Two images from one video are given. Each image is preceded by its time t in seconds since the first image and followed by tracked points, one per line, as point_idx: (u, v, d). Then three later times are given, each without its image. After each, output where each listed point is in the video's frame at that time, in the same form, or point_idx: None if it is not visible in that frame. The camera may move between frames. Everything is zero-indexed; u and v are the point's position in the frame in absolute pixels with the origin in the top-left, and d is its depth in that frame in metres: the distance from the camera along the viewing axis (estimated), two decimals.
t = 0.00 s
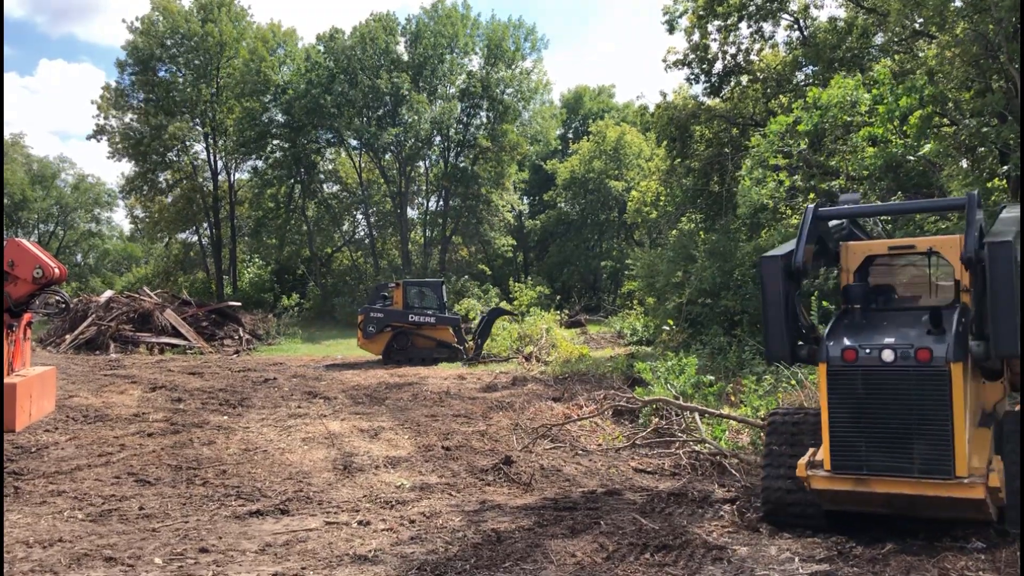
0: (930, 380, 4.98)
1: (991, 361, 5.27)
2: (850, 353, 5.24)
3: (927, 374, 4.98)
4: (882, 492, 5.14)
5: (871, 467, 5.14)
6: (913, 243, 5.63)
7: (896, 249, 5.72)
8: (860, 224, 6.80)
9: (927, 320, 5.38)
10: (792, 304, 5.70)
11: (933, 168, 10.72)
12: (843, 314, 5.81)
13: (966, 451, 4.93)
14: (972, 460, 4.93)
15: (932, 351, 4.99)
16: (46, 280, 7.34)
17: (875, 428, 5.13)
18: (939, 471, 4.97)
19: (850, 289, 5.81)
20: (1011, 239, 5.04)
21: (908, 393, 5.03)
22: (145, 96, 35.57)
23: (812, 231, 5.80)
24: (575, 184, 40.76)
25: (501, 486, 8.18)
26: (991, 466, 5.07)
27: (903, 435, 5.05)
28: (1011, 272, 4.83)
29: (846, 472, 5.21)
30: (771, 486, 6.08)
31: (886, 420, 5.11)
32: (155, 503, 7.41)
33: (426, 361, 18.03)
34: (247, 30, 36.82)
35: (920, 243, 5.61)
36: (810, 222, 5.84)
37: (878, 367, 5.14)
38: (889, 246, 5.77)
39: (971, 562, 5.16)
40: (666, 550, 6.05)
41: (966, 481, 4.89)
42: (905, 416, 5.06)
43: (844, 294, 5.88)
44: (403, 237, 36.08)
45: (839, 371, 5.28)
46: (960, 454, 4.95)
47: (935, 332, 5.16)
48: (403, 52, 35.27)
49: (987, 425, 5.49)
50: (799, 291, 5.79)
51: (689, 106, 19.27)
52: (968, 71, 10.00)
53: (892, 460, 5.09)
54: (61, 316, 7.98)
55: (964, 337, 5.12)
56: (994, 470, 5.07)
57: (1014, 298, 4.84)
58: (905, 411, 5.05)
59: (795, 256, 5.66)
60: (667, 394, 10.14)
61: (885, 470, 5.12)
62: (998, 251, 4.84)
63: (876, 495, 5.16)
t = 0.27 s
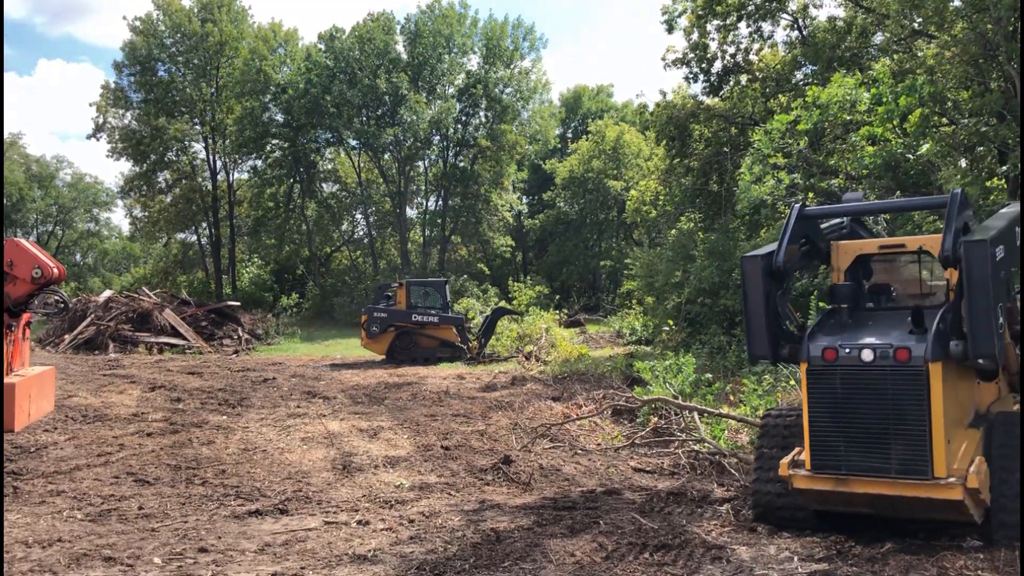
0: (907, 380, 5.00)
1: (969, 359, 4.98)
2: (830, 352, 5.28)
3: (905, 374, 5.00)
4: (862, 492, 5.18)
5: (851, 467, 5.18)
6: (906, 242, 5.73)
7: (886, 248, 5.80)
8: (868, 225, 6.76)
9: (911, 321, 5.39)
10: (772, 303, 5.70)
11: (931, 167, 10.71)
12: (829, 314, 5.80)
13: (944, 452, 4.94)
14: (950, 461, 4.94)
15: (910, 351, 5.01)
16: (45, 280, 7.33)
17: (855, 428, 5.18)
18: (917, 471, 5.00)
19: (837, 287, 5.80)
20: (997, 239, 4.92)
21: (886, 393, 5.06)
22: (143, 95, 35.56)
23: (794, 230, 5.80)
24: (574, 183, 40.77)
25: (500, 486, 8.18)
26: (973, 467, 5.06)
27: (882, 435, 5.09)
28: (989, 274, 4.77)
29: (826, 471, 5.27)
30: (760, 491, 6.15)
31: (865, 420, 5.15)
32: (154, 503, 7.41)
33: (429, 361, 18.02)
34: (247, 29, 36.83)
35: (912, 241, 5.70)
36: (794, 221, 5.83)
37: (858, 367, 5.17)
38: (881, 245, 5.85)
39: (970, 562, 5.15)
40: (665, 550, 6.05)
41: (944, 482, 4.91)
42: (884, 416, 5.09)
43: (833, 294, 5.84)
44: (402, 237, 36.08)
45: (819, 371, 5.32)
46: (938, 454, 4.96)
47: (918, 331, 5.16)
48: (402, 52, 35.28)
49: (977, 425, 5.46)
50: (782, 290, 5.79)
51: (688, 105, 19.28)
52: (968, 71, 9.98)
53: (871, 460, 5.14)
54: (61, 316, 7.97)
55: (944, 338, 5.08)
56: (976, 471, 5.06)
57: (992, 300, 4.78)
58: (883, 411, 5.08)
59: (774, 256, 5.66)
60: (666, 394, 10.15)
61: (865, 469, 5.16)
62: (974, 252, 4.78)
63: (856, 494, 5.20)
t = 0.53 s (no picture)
0: (879, 381, 4.95)
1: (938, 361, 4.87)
2: (804, 352, 5.27)
3: (878, 374, 4.95)
4: (835, 493, 5.13)
5: (823, 468, 5.15)
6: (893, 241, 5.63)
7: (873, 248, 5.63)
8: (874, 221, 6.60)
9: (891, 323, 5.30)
10: (748, 304, 5.75)
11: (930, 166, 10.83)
12: (812, 314, 5.76)
13: (915, 453, 4.86)
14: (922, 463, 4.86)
15: (882, 351, 4.95)
16: (43, 280, 7.33)
17: (827, 429, 5.14)
18: (888, 473, 4.94)
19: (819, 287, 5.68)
20: (970, 239, 4.80)
21: (859, 394, 5.01)
22: (142, 95, 35.54)
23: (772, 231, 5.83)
24: (573, 183, 40.82)
25: (499, 485, 8.19)
26: (950, 470, 4.95)
27: (854, 436, 5.04)
28: (957, 275, 4.66)
29: (799, 472, 5.24)
30: (747, 498, 6.22)
31: (836, 421, 5.11)
32: (153, 503, 7.41)
33: (434, 361, 17.96)
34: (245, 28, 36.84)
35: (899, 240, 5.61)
36: (774, 222, 5.87)
37: (831, 367, 5.15)
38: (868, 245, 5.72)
39: (971, 561, 5.07)
40: (664, 550, 6.05)
41: (914, 484, 4.85)
42: (854, 417, 5.04)
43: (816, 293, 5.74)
44: (401, 237, 36.08)
45: (793, 371, 5.31)
46: (909, 456, 4.88)
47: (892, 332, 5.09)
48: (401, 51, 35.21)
49: (968, 426, 5.35)
50: (759, 290, 5.83)
51: (687, 105, 19.30)
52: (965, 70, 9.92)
53: (842, 462, 5.09)
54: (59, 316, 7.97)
55: (918, 339, 4.98)
56: (953, 474, 4.95)
57: (960, 301, 4.67)
58: (855, 411, 5.03)
59: (750, 257, 5.72)
60: (665, 394, 10.16)
61: (838, 470, 5.12)
62: (939, 252, 4.70)
63: (830, 495, 5.16)
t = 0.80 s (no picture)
0: (840, 383, 4.86)
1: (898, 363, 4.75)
2: (771, 353, 5.20)
3: (839, 376, 4.86)
4: (800, 495, 5.10)
5: (788, 468, 5.12)
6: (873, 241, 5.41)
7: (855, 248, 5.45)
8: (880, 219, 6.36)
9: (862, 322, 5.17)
10: (719, 304, 5.72)
11: (928, 166, 10.81)
12: (791, 315, 5.64)
13: (875, 456, 4.79)
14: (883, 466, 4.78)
15: (844, 352, 4.86)
16: (41, 280, 7.34)
17: (791, 430, 5.09)
18: (850, 476, 4.88)
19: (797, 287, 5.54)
20: (931, 238, 4.70)
21: (820, 396, 4.94)
22: (140, 95, 35.53)
23: (747, 231, 5.76)
24: (572, 182, 40.88)
25: (497, 485, 8.19)
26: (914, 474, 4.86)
27: (816, 437, 4.99)
28: (912, 275, 4.56)
29: (766, 471, 5.23)
30: (732, 507, 6.29)
31: (800, 423, 5.05)
32: (151, 502, 7.42)
33: (436, 360, 17.96)
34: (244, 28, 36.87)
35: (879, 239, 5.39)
36: (751, 220, 5.78)
37: (795, 368, 5.07)
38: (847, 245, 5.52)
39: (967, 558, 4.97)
40: (662, 548, 6.06)
41: (875, 487, 4.78)
42: (817, 419, 4.98)
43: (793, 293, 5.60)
44: (399, 237, 36.08)
45: (761, 371, 5.24)
46: (870, 459, 4.81)
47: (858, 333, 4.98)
48: (399, 50, 35.16)
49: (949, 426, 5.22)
50: (731, 290, 5.79)
51: (685, 104, 19.30)
52: (963, 69, 9.90)
53: (806, 463, 5.05)
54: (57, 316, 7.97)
55: (881, 339, 4.87)
56: (918, 478, 4.86)
57: (916, 302, 4.57)
58: (817, 413, 4.96)
59: (722, 256, 5.67)
60: (664, 393, 10.17)
61: (802, 471, 5.08)
62: (896, 253, 4.60)
63: (795, 497, 5.13)
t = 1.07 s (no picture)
0: (793, 386, 4.86)
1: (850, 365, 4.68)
2: (733, 356, 5.22)
3: (794, 380, 4.85)
4: (763, 498, 5.12)
5: (748, 471, 5.16)
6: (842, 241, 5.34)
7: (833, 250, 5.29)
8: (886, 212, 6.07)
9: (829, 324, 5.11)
10: (688, 307, 5.72)
11: (925, 165, 10.82)
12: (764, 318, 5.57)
13: (830, 460, 4.77)
14: (837, 472, 4.75)
15: (800, 357, 4.84)
16: (38, 280, 7.32)
17: (751, 433, 5.12)
18: (804, 480, 4.88)
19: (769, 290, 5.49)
20: (885, 240, 4.61)
21: (777, 400, 4.95)
22: (138, 94, 35.50)
23: (717, 233, 5.76)
24: (570, 181, 40.93)
25: (495, 484, 8.19)
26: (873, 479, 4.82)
27: (774, 441, 4.99)
28: (860, 278, 4.50)
29: (729, 473, 5.26)
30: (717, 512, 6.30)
31: (758, 427, 5.08)
32: (149, 502, 7.42)
33: (438, 360, 17.97)
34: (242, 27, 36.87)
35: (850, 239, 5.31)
36: (722, 222, 5.80)
37: (755, 371, 5.08)
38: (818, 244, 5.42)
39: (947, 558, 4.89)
40: (659, 548, 6.06)
41: (828, 492, 4.77)
42: (773, 422, 4.99)
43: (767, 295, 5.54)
44: (397, 236, 36.08)
45: (723, 374, 5.28)
46: (824, 463, 4.80)
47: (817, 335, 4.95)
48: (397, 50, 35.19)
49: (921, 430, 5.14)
50: (702, 293, 5.77)
51: (683, 104, 19.30)
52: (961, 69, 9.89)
53: (765, 466, 5.06)
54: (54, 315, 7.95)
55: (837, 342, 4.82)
56: (875, 483, 4.82)
57: (864, 305, 4.50)
58: (774, 416, 4.97)
59: (689, 258, 5.68)
60: (662, 393, 10.18)
61: (762, 475, 5.10)
62: (840, 255, 4.54)
63: (759, 499, 5.15)
